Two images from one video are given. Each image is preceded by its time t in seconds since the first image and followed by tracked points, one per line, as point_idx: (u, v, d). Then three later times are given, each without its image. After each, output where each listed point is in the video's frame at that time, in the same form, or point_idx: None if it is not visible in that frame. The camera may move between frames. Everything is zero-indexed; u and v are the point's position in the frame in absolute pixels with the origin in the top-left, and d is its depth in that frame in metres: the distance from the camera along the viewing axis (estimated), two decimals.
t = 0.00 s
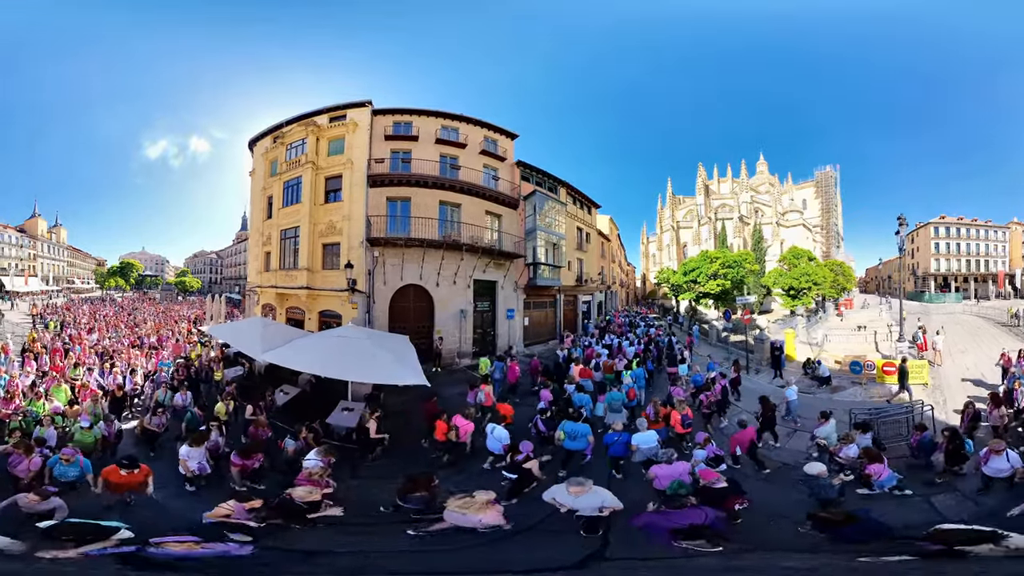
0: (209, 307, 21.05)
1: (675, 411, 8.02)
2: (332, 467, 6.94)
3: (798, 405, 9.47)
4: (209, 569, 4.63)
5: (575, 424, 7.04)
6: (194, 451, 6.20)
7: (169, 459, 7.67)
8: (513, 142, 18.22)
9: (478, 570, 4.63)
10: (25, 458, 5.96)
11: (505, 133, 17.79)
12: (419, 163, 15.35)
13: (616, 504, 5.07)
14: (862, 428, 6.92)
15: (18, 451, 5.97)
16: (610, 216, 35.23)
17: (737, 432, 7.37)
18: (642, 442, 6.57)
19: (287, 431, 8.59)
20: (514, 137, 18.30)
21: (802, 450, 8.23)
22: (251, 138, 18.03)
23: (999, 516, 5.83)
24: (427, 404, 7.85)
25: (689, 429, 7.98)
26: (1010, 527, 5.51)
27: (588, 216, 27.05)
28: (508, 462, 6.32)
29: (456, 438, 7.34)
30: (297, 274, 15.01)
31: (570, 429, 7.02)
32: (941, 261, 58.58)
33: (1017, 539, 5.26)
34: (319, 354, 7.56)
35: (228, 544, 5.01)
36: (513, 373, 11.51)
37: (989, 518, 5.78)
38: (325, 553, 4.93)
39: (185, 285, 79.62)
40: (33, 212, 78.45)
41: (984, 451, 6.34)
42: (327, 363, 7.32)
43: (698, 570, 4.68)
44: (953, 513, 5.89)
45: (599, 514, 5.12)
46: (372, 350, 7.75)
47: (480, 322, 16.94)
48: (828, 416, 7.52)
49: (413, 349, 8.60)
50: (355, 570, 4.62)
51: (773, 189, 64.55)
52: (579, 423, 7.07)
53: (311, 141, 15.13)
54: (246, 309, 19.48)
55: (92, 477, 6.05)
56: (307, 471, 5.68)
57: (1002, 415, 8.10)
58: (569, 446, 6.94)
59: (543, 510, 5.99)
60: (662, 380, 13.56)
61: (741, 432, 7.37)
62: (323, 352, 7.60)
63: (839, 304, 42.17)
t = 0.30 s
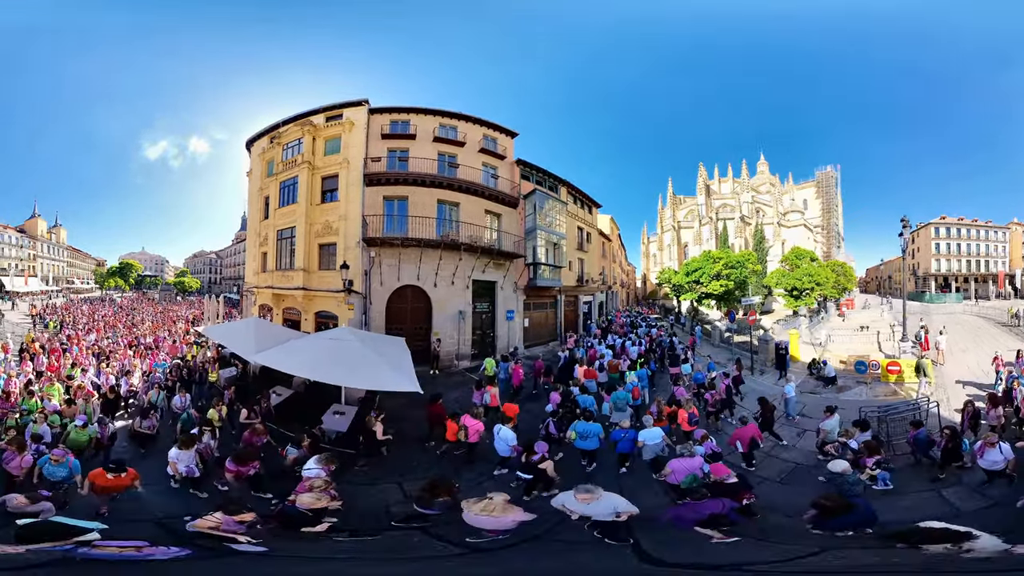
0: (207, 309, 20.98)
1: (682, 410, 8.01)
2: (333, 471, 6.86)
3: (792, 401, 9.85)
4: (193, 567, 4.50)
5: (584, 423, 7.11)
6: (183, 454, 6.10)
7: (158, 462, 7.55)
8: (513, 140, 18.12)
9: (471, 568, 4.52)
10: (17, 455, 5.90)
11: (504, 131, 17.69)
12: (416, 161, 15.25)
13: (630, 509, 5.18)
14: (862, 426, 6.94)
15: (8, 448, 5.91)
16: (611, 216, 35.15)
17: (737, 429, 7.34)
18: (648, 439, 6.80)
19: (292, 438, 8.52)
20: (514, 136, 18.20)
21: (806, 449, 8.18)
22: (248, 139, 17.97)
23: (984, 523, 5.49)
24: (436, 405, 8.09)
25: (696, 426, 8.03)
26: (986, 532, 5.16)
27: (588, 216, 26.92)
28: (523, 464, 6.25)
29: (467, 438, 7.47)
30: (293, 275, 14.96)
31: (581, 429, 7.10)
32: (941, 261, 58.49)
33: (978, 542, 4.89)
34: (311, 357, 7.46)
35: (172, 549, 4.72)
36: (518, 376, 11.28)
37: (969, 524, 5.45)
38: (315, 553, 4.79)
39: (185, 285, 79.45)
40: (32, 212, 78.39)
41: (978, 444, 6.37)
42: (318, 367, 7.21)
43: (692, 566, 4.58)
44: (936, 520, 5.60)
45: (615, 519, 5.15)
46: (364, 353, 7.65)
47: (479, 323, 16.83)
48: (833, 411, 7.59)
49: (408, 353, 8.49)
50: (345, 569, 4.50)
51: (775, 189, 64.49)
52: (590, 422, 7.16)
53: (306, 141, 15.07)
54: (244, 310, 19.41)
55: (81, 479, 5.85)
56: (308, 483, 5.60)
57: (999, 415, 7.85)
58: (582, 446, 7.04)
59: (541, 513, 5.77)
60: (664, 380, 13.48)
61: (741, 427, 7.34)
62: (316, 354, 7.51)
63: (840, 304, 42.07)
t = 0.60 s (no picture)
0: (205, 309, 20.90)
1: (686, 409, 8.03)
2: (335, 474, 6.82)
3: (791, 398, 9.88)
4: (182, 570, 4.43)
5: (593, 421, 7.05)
6: (178, 457, 6.04)
7: (152, 464, 7.51)
8: (512, 139, 18.03)
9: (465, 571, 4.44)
10: (9, 456, 5.84)
11: (504, 129, 17.60)
12: (414, 160, 15.19)
13: (646, 513, 5.26)
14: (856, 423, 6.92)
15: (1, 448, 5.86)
16: (611, 216, 35.05)
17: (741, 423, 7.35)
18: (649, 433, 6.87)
19: (291, 441, 8.43)
20: (514, 135, 18.12)
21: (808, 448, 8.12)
22: (245, 139, 17.91)
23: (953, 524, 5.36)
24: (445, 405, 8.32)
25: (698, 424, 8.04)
26: (938, 532, 5.09)
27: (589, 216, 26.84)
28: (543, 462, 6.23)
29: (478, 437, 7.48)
30: (291, 275, 14.93)
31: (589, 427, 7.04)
32: (942, 261, 58.43)
33: (916, 543, 4.82)
34: (303, 358, 7.41)
35: (122, 554, 4.62)
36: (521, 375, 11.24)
37: (930, 522, 5.39)
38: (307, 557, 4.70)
39: (185, 286, 79.31)
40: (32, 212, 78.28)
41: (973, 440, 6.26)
42: (310, 368, 7.16)
43: (688, 566, 4.55)
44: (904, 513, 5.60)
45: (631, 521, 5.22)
46: (357, 355, 7.62)
47: (479, 324, 16.75)
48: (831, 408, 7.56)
49: (402, 356, 8.45)
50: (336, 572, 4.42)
51: (776, 188, 64.39)
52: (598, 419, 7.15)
53: (304, 141, 15.01)
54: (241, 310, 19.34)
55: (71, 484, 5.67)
56: (320, 490, 5.38)
57: (995, 415, 7.71)
58: (590, 445, 7.01)
59: (546, 522, 5.61)
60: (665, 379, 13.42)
61: (744, 423, 7.35)
62: (310, 359, 7.39)
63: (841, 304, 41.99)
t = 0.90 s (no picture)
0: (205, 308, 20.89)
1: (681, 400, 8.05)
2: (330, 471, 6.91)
3: (782, 394, 9.96)
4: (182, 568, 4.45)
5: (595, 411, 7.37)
6: (181, 461, 5.85)
7: (150, 463, 7.53)
8: (512, 138, 18.02)
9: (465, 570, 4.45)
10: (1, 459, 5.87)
11: (504, 128, 17.60)
12: (414, 159, 15.20)
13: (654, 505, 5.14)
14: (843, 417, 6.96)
15: None
16: (611, 215, 35.05)
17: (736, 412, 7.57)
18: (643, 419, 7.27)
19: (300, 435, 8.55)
20: (514, 134, 18.11)
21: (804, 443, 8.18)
22: (245, 138, 17.91)
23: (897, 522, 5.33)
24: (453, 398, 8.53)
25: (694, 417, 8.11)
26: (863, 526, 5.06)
27: (590, 215, 26.83)
28: (556, 450, 6.60)
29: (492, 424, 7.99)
30: (291, 274, 14.94)
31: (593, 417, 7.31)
32: (942, 261, 58.40)
33: (834, 536, 4.84)
34: (303, 356, 7.42)
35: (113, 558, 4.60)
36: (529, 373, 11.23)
37: (867, 516, 5.43)
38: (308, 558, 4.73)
39: (184, 286, 79.17)
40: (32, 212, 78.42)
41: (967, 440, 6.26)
42: (309, 366, 7.18)
43: (681, 565, 4.55)
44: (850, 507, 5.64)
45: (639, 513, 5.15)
46: (356, 353, 7.62)
47: (479, 323, 16.73)
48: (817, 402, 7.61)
49: (402, 354, 8.45)
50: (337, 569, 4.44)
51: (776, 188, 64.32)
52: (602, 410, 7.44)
53: (303, 140, 15.01)
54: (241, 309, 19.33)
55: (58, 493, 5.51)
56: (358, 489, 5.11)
57: (990, 415, 7.71)
58: (591, 434, 7.30)
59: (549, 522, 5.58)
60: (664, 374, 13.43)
61: (738, 412, 7.56)
62: (307, 353, 7.48)
63: (841, 304, 41.91)
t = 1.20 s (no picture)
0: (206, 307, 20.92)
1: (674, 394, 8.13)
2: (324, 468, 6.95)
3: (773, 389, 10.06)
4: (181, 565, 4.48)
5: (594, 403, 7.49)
6: (194, 465, 5.86)
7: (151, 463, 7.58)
8: (512, 137, 18.04)
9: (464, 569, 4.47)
10: None
11: (503, 128, 17.61)
12: (414, 159, 15.23)
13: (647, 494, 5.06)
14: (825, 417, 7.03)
15: None
16: (610, 215, 35.08)
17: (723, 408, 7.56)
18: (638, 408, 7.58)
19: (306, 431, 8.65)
20: (514, 134, 18.13)
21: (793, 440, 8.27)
22: (246, 138, 17.94)
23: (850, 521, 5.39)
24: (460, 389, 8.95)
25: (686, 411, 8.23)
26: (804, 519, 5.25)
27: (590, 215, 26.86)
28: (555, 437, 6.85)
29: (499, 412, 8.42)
30: (291, 273, 14.97)
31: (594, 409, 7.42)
32: (942, 261, 58.41)
33: (765, 530, 5.11)
34: (302, 353, 7.46)
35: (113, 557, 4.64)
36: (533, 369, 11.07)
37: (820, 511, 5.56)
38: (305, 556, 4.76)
39: (183, 286, 79.14)
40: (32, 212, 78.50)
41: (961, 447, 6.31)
42: (308, 363, 7.21)
43: (670, 566, 4.57)
44: (806, 500, 5.71)
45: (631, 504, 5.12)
46: (356, 351, 7.65)
47: (478, 322, 16.76)
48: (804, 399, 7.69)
49: (401, 352, 8.48)
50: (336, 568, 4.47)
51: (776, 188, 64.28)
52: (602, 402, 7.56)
53: (304, 140, 15.02)
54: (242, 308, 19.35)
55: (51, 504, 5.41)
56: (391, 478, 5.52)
57: (983, 417, 7.71)
58: (591, 426, 7.39)
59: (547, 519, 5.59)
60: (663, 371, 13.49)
61: (726, 409, 7.51)
62: (306, 350, 7.54)
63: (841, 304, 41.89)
